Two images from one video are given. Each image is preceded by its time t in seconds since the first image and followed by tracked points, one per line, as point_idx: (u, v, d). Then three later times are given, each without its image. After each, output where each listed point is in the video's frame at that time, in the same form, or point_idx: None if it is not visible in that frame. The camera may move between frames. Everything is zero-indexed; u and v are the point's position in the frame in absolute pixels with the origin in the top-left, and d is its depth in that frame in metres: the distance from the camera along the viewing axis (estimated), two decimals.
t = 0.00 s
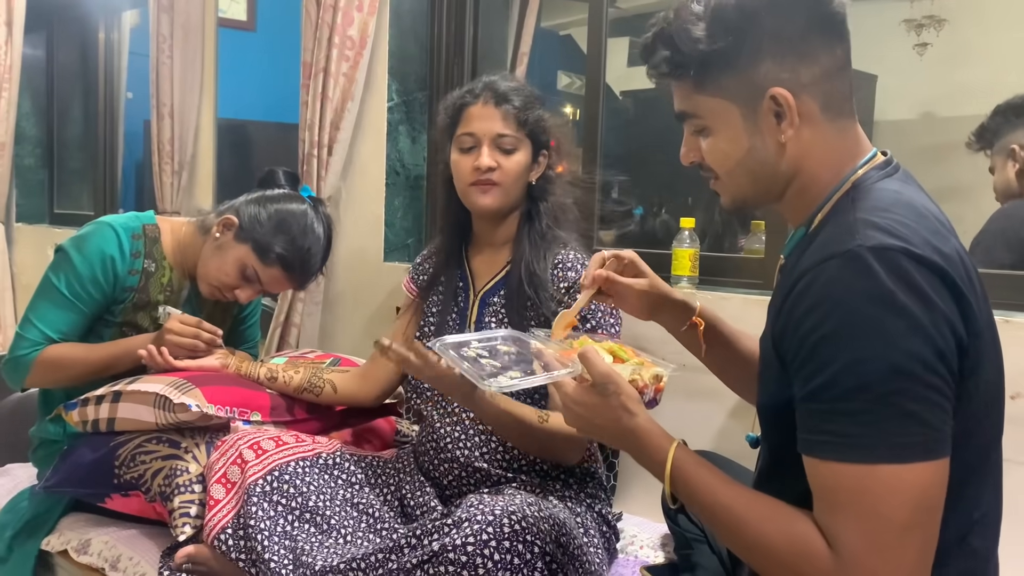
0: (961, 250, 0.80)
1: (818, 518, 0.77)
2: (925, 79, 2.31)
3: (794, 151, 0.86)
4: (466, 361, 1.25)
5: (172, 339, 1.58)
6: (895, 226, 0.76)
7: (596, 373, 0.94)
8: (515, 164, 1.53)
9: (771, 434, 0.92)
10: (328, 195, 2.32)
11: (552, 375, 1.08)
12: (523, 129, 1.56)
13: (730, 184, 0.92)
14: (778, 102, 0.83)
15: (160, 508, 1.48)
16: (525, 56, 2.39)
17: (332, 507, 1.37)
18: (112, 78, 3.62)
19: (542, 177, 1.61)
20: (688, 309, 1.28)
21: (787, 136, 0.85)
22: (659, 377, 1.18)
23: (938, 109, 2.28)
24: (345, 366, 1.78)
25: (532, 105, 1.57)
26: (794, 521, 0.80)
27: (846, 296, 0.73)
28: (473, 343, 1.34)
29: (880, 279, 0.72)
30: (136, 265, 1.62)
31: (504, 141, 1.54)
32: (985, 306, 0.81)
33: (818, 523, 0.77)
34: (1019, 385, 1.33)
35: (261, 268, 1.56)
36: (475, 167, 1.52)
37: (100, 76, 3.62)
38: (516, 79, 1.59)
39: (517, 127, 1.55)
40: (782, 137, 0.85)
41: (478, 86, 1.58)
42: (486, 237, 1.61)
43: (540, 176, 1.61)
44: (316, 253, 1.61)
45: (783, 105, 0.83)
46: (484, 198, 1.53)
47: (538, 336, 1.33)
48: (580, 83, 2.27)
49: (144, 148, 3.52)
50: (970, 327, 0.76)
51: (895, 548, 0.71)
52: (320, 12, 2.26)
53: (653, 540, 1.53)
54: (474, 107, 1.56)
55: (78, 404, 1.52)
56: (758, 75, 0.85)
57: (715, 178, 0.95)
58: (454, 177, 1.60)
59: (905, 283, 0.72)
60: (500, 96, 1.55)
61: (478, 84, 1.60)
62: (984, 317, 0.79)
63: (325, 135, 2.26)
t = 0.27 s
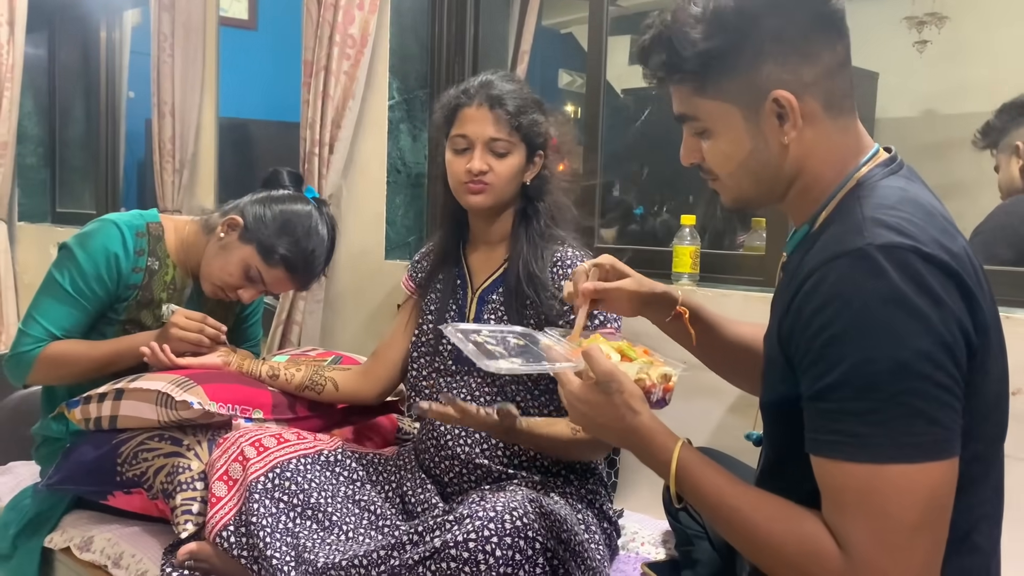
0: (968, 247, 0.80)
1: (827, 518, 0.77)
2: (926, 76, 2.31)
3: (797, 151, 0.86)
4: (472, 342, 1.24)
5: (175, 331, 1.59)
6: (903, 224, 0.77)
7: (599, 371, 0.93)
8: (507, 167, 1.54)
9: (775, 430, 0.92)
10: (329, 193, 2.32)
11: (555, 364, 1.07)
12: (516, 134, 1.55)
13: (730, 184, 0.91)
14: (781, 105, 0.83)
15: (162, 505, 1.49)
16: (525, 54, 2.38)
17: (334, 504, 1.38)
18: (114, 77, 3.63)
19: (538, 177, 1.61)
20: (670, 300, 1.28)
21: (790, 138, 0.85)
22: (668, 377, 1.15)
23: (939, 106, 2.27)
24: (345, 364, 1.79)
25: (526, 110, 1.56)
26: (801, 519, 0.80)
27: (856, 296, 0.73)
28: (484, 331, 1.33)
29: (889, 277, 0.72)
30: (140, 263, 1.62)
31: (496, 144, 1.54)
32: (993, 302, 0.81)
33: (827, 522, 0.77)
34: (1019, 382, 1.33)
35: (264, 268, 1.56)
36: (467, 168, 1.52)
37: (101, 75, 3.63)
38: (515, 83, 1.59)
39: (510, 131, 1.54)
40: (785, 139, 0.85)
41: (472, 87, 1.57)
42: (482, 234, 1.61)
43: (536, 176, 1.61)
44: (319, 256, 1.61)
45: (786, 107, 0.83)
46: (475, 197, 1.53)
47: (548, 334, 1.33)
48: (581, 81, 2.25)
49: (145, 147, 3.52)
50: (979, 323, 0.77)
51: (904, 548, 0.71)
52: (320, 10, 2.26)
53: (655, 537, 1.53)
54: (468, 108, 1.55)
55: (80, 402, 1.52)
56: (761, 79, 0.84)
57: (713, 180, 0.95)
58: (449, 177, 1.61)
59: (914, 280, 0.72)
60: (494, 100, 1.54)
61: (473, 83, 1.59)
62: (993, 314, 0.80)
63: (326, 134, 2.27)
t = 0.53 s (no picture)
0: (969, 243, 0.81)
1: (836, 517, 0.77)
2: (928, 75, 2.30)
3: (800, 148, 0.86)
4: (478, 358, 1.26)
5: (169, 327, 1.59)
6: (905, 219, 0.77)
7: (600, 374, 0.93)
8: (506, 167, 1.54)
9: (775, 428, 0.93)
10: (330, 192, 2.32)
11: (555, 373, 1.08)
12: (515, 134, 1.56)
13: (729, 187, 0.91)
14: (788, 102, 0.83)
15: (164, 503, 1.49)
16: (525, 53, 2.38)
17: (335, 502, 1.38)
18: (116, 77, 3.63)
19: (537, 175, 1.61)
20: (659, 306, 1.28)
21: (796, 135, 0.85)
22: (674, 380, 1.16)
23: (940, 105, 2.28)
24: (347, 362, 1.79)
25: (523, 109, 1.57)
26: (812, 520, 0.79)
27: (859, 292, 0.73)
28: (492, 347, 1.34)
29: (894, 271, 0.72)
30: (138, 261, 1.63)
31: (496, 145, 1.54)
32: (995, 297, 0.81)
33: (838, 521, 0.77)
34: (1019, 379, 1.33)
35: (264, 266, 1.57)
36: (467, 172, 1.53)
37: (103, 75, 3.64)
38: (512, 82, 1.59)
39: (508, 132, 1.55)
40: (790, 136, 0.85)
41: (468, 88, 1.57)
42: (483, 237, 1.61)
43: (535, 175, 1.61)
44: (318, 253, 1.62)
45: (792, 105, 0.83)
46: (477, 202, 1.54)
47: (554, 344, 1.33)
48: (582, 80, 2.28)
49: (147, 146, 3.53)
50: (982, 317, 0.77)
51: (912, 543, 0.71)
52: (321, 10, 2.26)
53: (655, 534, 1.53)
54: (465, 110, 1.56)
55: (82, 400, 1.53)
56: (766, 78, 0.84)
57: (709, 182, 0.94)
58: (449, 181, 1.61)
59: (917, 274, 0.72)
60: (490, 100, 1.54)
61: (470, 84, 1.59)
62: (995, 309, 0.80)
63: (327, 133, 2.27)
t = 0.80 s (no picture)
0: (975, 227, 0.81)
1: (853, 501, 0.75)
2: (927, 69, 2.30)
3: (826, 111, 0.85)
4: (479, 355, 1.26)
5: (169, 322, 1.60)
6: (915, 201, 0.77)
7: (602, 375, 0.92)
8: (509, 161, 1.54)
9: (775, 416, 0.92)
10: (328, 187, 2.32)
11: (557, 372, 1.07)
12: (516, 129, 1.56)
13: (758, 142, 0.84)
14: (828, 56, 0.82)
15: (162, 498, 1.49)
16: (524, 47, 2.37)
17: (333, 496, 1.38)
18: (114, 74, 3.63)
19: (536, 168, 1.61)
20: (656, 314, 1.28)
21: (830, 91, 0.83)
22: (680, 378, 1.08)
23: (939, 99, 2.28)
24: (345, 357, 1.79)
25: (524, 103, 1.57)
26: (830, 507, 0.77)
27: (875, 271, 0.73)
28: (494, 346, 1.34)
29: (910, 248, 0.72)
30: (135, 255, 1.63)
31: (496, 139, 1.54)
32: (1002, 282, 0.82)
33: (857, 506, 0.74)
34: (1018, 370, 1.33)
35: (261, 261, 1.56)
36: (467, 164, 1.54)
37: (101, 72, 3.63)
38: (509, 74, 1.58)
39: (510, 126, 1.55)
40: (823, 93, 0.83)
41: (467, 83, 1.57)
42: (483, 230, 1.61)
43: (534, 168, 1.61)
44: (314, 247, 1.62)
45: (830, 59, 0.82)
46: (478, 193, 1.53)
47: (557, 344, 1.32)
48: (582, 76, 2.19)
49: (146, 143, 3.53)
50: (992, 299, 0.77)
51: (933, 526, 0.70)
52: (318, 5, 2.26)
53: (653, 528, 1.54)
54: (464, 105, 1.55)
55: (80, 396, 1.54)
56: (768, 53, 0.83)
57: (721, 147, 0.87)
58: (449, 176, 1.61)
59: (933, 252, 0.72)
60: (491, 94, 1.54)
61: (467, 79, 1.59)
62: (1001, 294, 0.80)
63: (325, 128, 2.27)
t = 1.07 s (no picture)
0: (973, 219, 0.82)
1: (863, 489, 0.74)
2: (920, 61, 2.29)
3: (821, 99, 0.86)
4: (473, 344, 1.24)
5: (159, 320, 1.59)
6: (919, 191, 0.77)
7: (600, 371, 0.89)
8: (497, 151, 1.53)
9: (774, 413, 0.92)
10: (320, 183, 2.32)
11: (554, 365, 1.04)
12: (501, 116, 1.55)
13: (759, 125, 0.83)
14: (823, 43, 0.83)
15: (154, 495, 1.49)
16: (515, 41, 2.37)
17: (324, 492, 1.38)
18: (106, 71, 3.62)
19: (526, 158, 1.61)
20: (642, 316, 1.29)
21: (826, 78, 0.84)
22: (677, 367, 1.06)
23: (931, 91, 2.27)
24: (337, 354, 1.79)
25: (507, 91, 1.56)
26: (840, 497, 0.76)
27: (884, 260, 0.72)
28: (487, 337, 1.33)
29: (919, 236, 0.72)
30: (124, 252, 1.62)
31: (484, 130, 1.54)
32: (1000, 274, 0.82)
33: (867, 495, 0.73)
34: (1010, 361, 1.33)
35: (250, 257, 1.56)
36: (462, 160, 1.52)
37: (93, 69, 3.62)
38: (488, 67, 1.58)
39: (495, 115, 1.54)
40: (820, 78, 0.84)
41: (448, 78, 1.57)
42: (476, 225, 1.60)
43: (526, 159, 1.60)
44: (304, 242, 1.61)
45: (824, 47, 0.83)
46: (473, 189, 1.53)
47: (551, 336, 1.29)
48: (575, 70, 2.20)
49: (138, 140, 3.52)
50: (994, 290, 0.77)
51: (945, 512, 0.69)
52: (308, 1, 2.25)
53: (646, 521, 1.54)
54: (447, 99, 1.55)
55: (71, 394, 1.53)
56: (757, 41, 0.82)
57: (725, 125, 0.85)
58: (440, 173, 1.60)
59: (940, 241, 0.72)
60: (473, 86, 1.54)
61: (449, 74, 1.58)
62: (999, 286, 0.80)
63: (315, 124, 2.26)
